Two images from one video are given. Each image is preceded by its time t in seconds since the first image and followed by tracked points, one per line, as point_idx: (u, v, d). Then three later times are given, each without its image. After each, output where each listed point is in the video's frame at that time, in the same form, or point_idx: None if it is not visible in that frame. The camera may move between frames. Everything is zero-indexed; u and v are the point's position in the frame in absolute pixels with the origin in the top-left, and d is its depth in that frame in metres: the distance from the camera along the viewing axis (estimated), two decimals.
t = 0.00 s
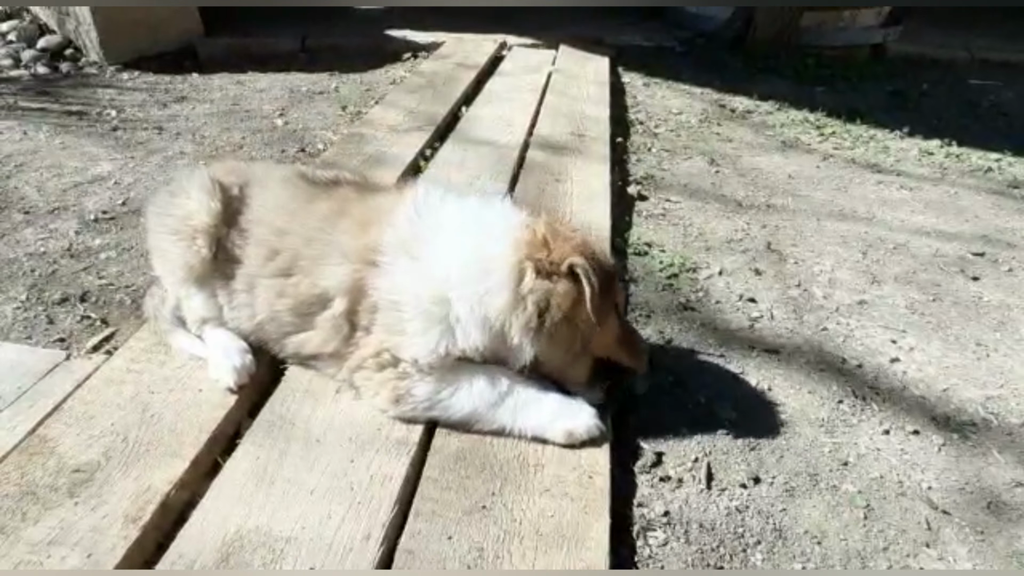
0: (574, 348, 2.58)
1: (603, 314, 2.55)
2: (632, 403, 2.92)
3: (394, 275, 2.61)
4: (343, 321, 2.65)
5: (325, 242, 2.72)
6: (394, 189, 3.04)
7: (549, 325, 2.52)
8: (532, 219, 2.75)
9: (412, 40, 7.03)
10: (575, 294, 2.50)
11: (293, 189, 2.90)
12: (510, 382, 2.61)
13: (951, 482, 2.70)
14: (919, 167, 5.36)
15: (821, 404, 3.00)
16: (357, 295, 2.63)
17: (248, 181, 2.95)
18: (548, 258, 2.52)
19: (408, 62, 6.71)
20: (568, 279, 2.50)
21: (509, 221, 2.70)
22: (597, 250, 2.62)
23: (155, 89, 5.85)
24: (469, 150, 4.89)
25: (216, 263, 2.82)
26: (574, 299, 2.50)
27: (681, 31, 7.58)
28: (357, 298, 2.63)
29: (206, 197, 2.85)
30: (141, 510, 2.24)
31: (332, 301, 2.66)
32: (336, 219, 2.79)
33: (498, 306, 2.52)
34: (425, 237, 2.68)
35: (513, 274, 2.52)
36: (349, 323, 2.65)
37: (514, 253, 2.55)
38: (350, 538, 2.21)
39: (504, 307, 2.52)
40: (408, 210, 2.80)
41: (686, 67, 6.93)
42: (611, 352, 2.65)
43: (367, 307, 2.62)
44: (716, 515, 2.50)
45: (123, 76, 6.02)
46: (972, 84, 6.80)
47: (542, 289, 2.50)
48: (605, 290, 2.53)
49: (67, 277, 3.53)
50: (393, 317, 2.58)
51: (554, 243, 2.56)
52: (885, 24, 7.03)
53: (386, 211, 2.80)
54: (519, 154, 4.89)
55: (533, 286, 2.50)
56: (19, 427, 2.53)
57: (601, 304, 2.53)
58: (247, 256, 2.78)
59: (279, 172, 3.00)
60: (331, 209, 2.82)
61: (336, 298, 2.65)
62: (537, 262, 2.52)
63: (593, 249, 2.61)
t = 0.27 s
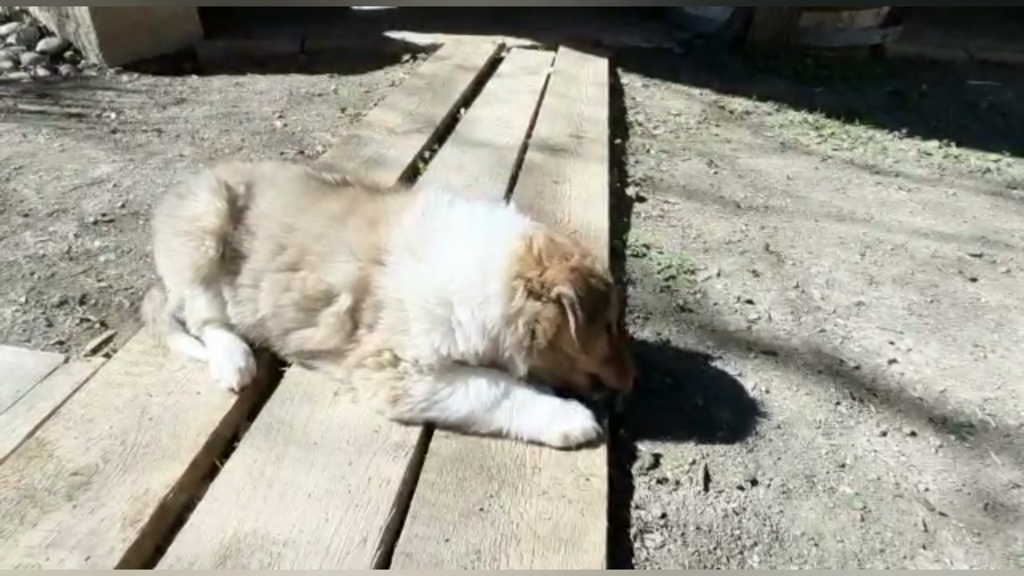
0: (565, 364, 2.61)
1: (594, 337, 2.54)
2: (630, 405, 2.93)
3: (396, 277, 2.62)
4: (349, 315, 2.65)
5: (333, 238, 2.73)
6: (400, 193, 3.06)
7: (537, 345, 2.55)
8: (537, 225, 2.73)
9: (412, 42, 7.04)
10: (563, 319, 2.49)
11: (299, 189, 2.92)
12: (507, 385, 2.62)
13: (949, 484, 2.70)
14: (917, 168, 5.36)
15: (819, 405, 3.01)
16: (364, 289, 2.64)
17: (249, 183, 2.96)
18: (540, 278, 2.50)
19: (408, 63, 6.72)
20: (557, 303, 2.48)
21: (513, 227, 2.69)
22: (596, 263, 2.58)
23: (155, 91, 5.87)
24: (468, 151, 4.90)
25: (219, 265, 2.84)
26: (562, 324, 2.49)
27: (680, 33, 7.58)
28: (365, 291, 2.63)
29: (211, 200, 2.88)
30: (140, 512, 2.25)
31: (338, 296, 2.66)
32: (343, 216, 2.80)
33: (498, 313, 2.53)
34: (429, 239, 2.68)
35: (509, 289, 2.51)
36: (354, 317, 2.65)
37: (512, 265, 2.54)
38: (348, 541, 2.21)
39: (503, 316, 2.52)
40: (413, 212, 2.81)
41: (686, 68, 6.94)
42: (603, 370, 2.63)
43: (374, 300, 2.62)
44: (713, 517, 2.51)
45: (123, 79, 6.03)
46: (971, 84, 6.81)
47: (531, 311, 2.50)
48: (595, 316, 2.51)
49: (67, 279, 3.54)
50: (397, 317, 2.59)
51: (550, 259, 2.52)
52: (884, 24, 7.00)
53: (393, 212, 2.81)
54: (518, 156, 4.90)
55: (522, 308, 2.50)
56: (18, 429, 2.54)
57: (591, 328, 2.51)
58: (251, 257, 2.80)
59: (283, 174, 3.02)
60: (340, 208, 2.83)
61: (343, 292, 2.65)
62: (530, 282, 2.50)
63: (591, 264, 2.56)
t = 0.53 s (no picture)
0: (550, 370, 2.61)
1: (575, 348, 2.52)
2: (633, 404, 2.92)
3: (387, 281, 2.62)
4: (352, 314, 2.64)
5: (329, 239, 2.73)
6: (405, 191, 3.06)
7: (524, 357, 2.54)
8: (531, 226, 2.67)
9: (413, 42, 7.03)
10: (541, 334, 2.47)
11: (298, 188, 2.92)
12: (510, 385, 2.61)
13: (953, 481, 2.70)
14: (920, 166, 5.36)
15: (822, 403, 3.01)
16: (360, 292, 2.64)
17: (251, 181, 2.96)
18: (520, 290, 2.47)
19: (409, 63, 6.72)
20: (535, 318, 2.46)
21: (505, 229, 2.64)
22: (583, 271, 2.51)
23: (157, 91, 5.86)
24: (470, 151, 4.90)
25: (221, 263, 2.84)
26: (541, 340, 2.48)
27: (681, 32, 7.58)
28: (360, 295, 2.64)
29: (213, 198, 2.88)
30: (144, 511, 2.24)
31: (334, 299, 2.67)
32: (339, 217, 2.80)
33: (482, 320, 2.50)
34: (422, 243, 2.66)
35: (491, 297, 2.48)
36: (351, 319, 2.65)
37: (495, 273, 2.50)
38: (352, 539, 2.21)
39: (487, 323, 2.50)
40: (411, 213, 2.79)
41: (687, 67, 6.93)
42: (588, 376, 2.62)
43: (369, 304, 2.62)
44: (718, 515, 2.50)
45: (124, 79, 6.03)
46: (972, 83, 6.80)
47: (512, 323, 2.48)
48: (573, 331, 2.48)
49: (69, 279, 3.54)
50: (388, 320, 2.58)
51: (533, 268, 2.47)
52: (885, 23, 7.02)
53: (390, 213, 2.80)
54: (520, 155, 4.89)
55: (502, 320, 2.49)
56: (22, 428, 2.54)
57: (569, 341, 2.50)
58: (253, 255, 2.80)
59: (284, 173, 3.02)
60: (336, 207, 2.83)
61: (339, 296, 2.66)
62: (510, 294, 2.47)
63: (576, 272, 2.49)
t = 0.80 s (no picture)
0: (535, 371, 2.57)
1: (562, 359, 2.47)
2: (638, 404, 2.92)
3: (374, 285, 2.61)
4: (354, 313, 2.64)
5: (324, 239, 2.73)
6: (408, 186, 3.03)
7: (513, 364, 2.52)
8: (520, 227, 2.58)
9: (414, 42, 7.03)
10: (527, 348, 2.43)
11: (297, 188, 2.92)
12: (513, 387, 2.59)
13: (959, 479, 2.69)
14: (922, 165, 5.35)
15: (827, 402, 3.00)
16: (353, 294, 2.64)
17: (253, 180, 2.96)
18: (507, 303, 2.42)
19: (410, 63, 6.72)
20: (520, 333, 2.41)
21: (493, 232, 2.57)
22: (571, 281, 2.43)
23: (159, 92, 5.86)
24: (472, 150, 4.89)
25: (224, 262, 2.83)
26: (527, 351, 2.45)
27: (683, 32, 7.58)
28: (353, 296, 2.64)
29: (216, 196, 2.87)
30: (149, 509, 2.24)
31: (329, 301, 2.67)
32: (336, 216, 2.79)
33: (464, 328, 2.46)
34: (409, 245, 2.63)
35: (475, 307, 2.44)
36: (348, 320, 2.65)
37: (479, 282, 2.45)
38: (357, 538, 2.20)
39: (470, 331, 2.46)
40: (403, 212, 2.75)
41: (688, 67, 6.93)
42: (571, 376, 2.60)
43: (361, 307, 2.62)
44: (724, 513, 2.49)
45: (126, 80, 6.02)
46: (974, 82, 6.79)
47: (497, 334, 2.45)
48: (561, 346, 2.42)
49: (72, 278, 3.53)
50: (377, 325, 2.59)
51: (520, 281, 2.41)
52: (887, 23, 7.01)
53: (383, 211, 2.77)
54: (522, 155, 4.89)
55: (488, 330, 2.45)
56: (26, 427, 2.53)
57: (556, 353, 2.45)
58: (256, 253, 2.79)
59: (286, 171, 3.01)
60: (331, 206, 2.82)
61: (333, 298, 2.66)
62: (495, 306, 2.43)
63: (564, 284, 2.42)
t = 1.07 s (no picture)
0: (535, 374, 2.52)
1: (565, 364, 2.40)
2: (640, 405, 2.91)
3: (368, 289, 2.58)
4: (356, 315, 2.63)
5: (320, 242, 2.72)
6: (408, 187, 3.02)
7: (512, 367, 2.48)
8: (517, 230, 2.53)
9: (416, 43, 7.03)
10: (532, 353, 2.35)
11: (297, 189, 2.90)
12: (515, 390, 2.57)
13: (964, 480, 2.69)
14: (925, 166, 5.34)
15: (831, 402, 3.00)
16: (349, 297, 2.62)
17: (254, 181, 2.95)
18: (507, 308, 2.36)
19: (412, 64, 6.72)
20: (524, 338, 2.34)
21: (490, 235, 2.51)
22: (571, 284, 2.37)
23: (160, 93, 5.86)
24: (474, 151, 4.89)
25: (224, 263, 2.83)
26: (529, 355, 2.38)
27: (684, 33, 7.57)
28: (348, 299, 2.62)
29: (217, 197, 2.87)
30: (153, 510, 2.24)
31: (328, 303, 2.66)
32: (333, 217, 2.78)
33: (460, 333, 2.43)
34: (404, 247, 2.59)
35: (473, 312, 2.40)
36: (346, 325, 2.64)
37: (475, 286, 2.40)
38: (362, 539, 2.20)
39: (466, 335, 2.42)
40: (398, 214, 2.71)
41: (690, 67, 6.92)
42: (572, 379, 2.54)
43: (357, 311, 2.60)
44: (729, 514, 2.49)
45: (129, 80, 6.03)
46: (976, 82, 6.78)
47: (496, 338, 2.40)
48: (565, 350, 2.35)
49: (75, 279, 3.53)
50: (371, 328, 2.57)
51: (518, 285, 2.35)
52: (889, 23, 7.01)
53: (376, 213, 2.74)
54: (524, 155, 4.89)
55: (487, 335, 2.40)
56: (31, 428, 2.53)
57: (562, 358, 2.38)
58: (256, 255, 2.78)
59: (285, 172, 3.00)
60: (327, 208, 2.81)
61: (331, 301, 2.65)
62: (493, 312, 2.38)
63: (565, 287, 2.35)
